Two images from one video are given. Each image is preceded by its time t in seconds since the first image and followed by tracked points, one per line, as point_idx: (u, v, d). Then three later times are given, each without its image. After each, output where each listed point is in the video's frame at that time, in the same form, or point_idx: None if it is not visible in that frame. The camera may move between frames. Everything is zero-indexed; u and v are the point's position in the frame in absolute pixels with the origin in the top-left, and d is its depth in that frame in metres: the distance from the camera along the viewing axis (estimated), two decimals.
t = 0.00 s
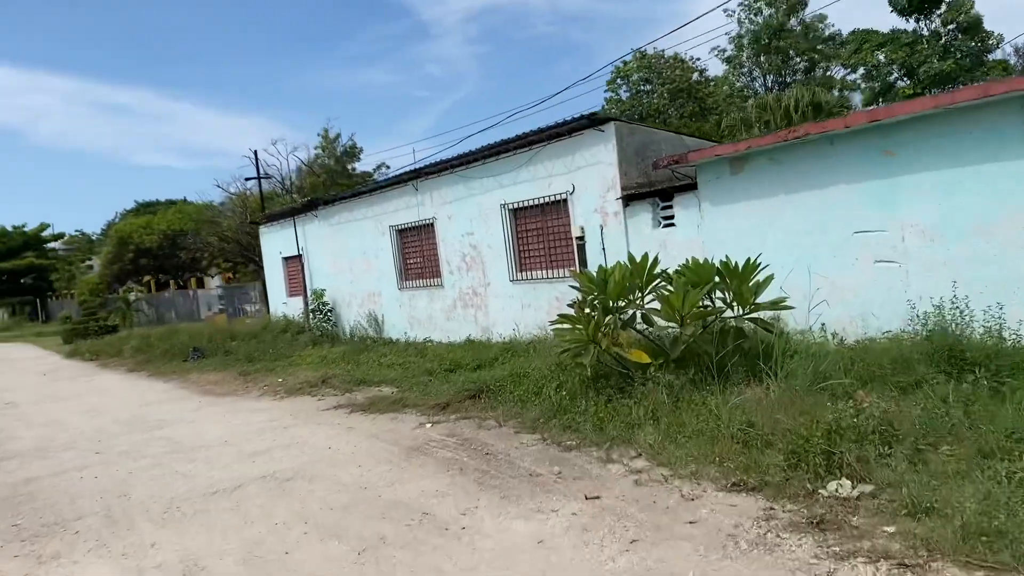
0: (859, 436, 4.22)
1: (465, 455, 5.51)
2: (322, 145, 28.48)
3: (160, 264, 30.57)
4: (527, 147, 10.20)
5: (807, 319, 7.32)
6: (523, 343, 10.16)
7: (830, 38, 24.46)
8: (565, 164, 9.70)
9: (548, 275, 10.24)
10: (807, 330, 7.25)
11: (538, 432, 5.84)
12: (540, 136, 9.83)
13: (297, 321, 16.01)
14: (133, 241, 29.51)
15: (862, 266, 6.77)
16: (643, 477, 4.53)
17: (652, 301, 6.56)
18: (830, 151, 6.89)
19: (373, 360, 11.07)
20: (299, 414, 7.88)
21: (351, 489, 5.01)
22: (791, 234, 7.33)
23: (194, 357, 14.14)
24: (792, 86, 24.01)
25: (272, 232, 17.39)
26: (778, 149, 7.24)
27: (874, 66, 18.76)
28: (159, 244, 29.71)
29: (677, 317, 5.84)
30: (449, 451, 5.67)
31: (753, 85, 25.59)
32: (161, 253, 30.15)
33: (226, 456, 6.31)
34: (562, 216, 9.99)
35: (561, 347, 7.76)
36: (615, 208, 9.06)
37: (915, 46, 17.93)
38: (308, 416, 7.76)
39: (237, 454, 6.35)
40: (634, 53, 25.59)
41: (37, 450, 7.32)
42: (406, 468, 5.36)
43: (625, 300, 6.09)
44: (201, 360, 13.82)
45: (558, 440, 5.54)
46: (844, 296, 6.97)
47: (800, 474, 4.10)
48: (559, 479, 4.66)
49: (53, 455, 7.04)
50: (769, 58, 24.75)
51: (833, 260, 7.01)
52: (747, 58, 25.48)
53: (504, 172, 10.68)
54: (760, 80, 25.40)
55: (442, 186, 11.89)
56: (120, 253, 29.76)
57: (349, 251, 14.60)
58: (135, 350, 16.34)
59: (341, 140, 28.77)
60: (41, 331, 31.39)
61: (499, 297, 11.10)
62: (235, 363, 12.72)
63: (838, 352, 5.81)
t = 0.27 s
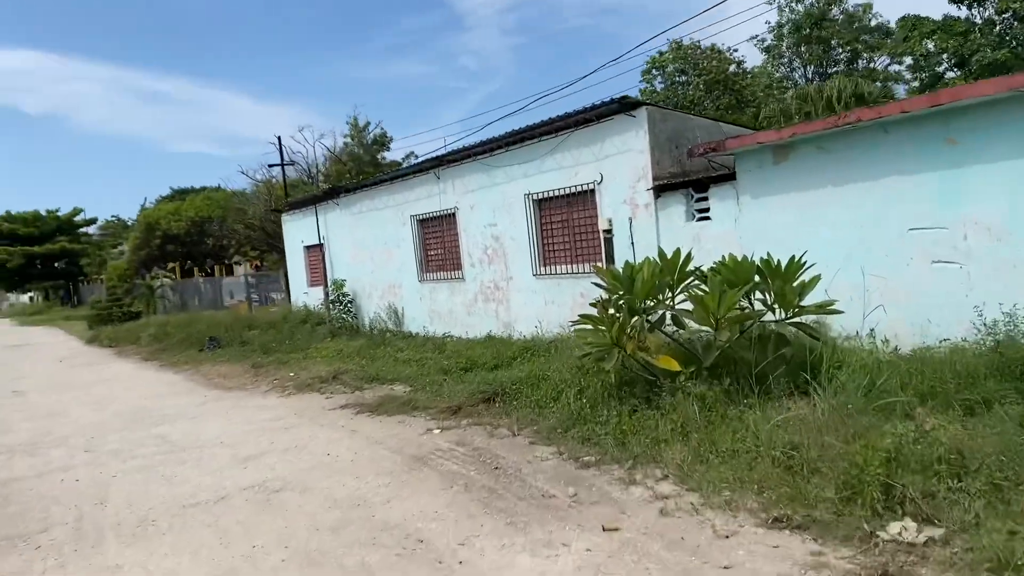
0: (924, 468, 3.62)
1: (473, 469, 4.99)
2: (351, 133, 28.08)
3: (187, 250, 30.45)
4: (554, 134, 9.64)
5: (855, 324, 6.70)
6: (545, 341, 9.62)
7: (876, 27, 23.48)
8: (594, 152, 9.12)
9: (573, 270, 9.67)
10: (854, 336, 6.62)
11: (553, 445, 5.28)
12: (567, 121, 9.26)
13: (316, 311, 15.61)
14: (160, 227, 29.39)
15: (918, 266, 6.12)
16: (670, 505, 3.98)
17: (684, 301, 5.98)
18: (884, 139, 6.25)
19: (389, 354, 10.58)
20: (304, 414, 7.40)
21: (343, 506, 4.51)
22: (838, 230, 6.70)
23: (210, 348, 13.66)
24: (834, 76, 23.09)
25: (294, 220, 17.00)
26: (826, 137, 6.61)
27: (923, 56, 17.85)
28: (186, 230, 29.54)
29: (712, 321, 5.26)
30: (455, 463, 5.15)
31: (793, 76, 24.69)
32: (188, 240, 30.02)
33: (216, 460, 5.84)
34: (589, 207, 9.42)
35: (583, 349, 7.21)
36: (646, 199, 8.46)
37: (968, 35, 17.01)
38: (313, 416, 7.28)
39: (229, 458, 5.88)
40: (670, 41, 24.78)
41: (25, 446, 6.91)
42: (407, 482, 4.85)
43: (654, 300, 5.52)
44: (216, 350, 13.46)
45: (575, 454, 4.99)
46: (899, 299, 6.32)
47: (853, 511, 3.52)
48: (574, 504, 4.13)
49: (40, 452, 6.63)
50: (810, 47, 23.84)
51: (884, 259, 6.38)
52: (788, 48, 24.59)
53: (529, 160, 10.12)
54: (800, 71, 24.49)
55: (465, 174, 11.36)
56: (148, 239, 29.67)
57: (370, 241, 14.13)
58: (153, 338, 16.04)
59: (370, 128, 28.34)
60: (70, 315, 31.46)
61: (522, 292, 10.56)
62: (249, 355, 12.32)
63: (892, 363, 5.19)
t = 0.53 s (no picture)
0: None
1: (501, 487, 4.44)
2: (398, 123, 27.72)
3: (234, 239, 30.47)
4: (603, 120, 9.03)
5: (938, 333, 5.98)
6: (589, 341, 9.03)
7: (948, 15, 22.20)
8: (645, 140, 8.49)
9: (620, 266, 9.06)
10: (938, 347, 5.90)
11: (591, 463, 4.68)
12: (617, 106, 8.64)
13: (354, 302, 15.22)
14: (208, 215, 29.41)
15: (1015, 269, 5.38)
16: (726, 547, 3.39)
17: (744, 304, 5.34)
18: (976, 124, 5.50)
19: (424, 350, 10.07)
20: (328, 414, 6.93)
21: (351, 527, 3.99)
22: (919, 227, 5.98)
23: (246, 337, 13.49)
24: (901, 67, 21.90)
25: (336, 209, 16.64)
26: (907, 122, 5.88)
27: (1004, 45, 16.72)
28: (233, 218, 29.54)
29: (777, 327, 4.63)
30: (482, 479, 4.61)
31: (856, 67, 23.54)
32: (235, 228, 30.02)
33: (225, 465, 5.38)
34: (638, 199, 8.79)
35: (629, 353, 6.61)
36: (701, 190, 7.82)
37: None
38: (336, 416, 6.79)
39: (239, 463, 5.41)
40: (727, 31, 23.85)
41: (34, 441, 6.54)
42: (426, 500, 4.32)
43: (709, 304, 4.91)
44: (254, 341, 13.14)
45: (616, 475, 4.41)
46: (991, 306, 5.59)
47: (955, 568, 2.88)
48: (612, 539, 3.56)
49: (48, 447, 6.26)
50: (876, 36, 22.64)
51: (974, 261, 5.65)
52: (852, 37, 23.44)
53: (576, 147, 9.53)
54: (865, 61, 23.31)
55: (508, 163, 10.81)
56: (195, 226, 29.74)
57: (410, 232, 13.68)
58: (192, 327, 15.83)
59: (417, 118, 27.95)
60: (119, 301, 31.73)
61: (565, 288, 9.97)
62: (285, 346, 11.96)
63: (987, 380, 4.50)
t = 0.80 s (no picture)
0: None
1: (546, 525, 3.87)
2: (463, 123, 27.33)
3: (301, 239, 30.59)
4: (671, 112, 8.37)
5: None
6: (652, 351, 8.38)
7: None
8: (717, 133, 7.80)
9: (688, 270, 8.39)
10: None
11: (650, 499, 4.10)
12: (686, 96, 7.97)
13: (411, 304, 14.82)
14: (275, 215, 29.55)
15: None
16: None
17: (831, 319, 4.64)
18: None
19: (477, 356, 9.54)
20: (368, 425, 6.42)
21: (370, 571, 3.46)
22: None
23: (301, 339, 13.19)
24: (996, 58, 20.27)
25: (395, 209, 16.30)
26: None
27: None
28: (300, 218, 29.63)
29: (871, 346, 3.96)
30: (525, 514, 4.04)
31: (946, 59, 22.02)
32: (302, 229, 30.10)
33: (249, 485, 4.91)
34: (708, 198, 8.10)
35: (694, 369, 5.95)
36: (780, 186, 7.11)
37: None
38: (377, 429, 6.29)
39: (263, 482, 4.93)
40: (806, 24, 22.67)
41: (63, 449, 6.21)
42: (458, 539, 3.76)
43: (792, 316, 4.27)
44: (309, 342, 12.85)
45: (680, 516, 3.81)
46: None
47: None
48: None
49: (76, 455, 5.94)
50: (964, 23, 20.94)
51: None
52: (941, 27, 21.90)
53: (641, 142, 8.89)
54: (954, 51, 21.66)
55: (569, 159, 10.22)
56: (263, 226, 29.93)
57: (467, 232, 13.20)
58: (251, 327, 15.69)
59: (483, 117, 27.52)
60: (189, 300, 32.20)
61: (628, 292, 9.34)
62: (338, 349, 11.61)
63: None
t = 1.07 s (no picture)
0: None
1: None
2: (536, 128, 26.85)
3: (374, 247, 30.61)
4: (752, 105, 7.66)
5: None
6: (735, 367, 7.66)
7: None
8: (805, 126, 7.06)
9: (774, 278, 7.64)
10: None
11: (736, 553, 3.47)
12: (770, 86, 7.25)
13: (479, 313, 14.34)
14: (350, 224, 29.68)
15: None
16: None
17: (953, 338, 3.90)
18: None
19: (544, 371, 8.95)
20: (421, 451, 5.90)
21: None
22: None
23: (366, 351, 12.81)
24: None
25: (464, 216, 15.88)
26: None
27: None
28: (373, 227, 29.64)
29: (1010, 374, 3.24)
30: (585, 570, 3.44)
31: None
32: (375, 238, 30.10)
33: (284, 522, 4.43)
34: (796, 199, 7.35)
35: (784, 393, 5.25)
36: (880, 184, 6.33)
37: None
38: (430, 454, 5.76)
39: (300, 519, 4.45)
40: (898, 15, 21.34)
41: (105, 472, 5.88)
42: None
43: (907, 336, 3.56)
44: (374, 354, 12.50)
45: None
46: None
47: None
48: None
49: (114, 480, 5.61)
50: None
51: None
52: None
53: (719, 140, 8.19)
54: None
55: (641, 160, 9.57)
56: (337, 235, 30.07)
57: (536, 238, 12.65)
58: (319, 337, 15.49)
59: (555, 122, 26.99)
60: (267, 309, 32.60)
61: (707, 303, 8.63)
62: (402, 361, 11.20)
63: None
